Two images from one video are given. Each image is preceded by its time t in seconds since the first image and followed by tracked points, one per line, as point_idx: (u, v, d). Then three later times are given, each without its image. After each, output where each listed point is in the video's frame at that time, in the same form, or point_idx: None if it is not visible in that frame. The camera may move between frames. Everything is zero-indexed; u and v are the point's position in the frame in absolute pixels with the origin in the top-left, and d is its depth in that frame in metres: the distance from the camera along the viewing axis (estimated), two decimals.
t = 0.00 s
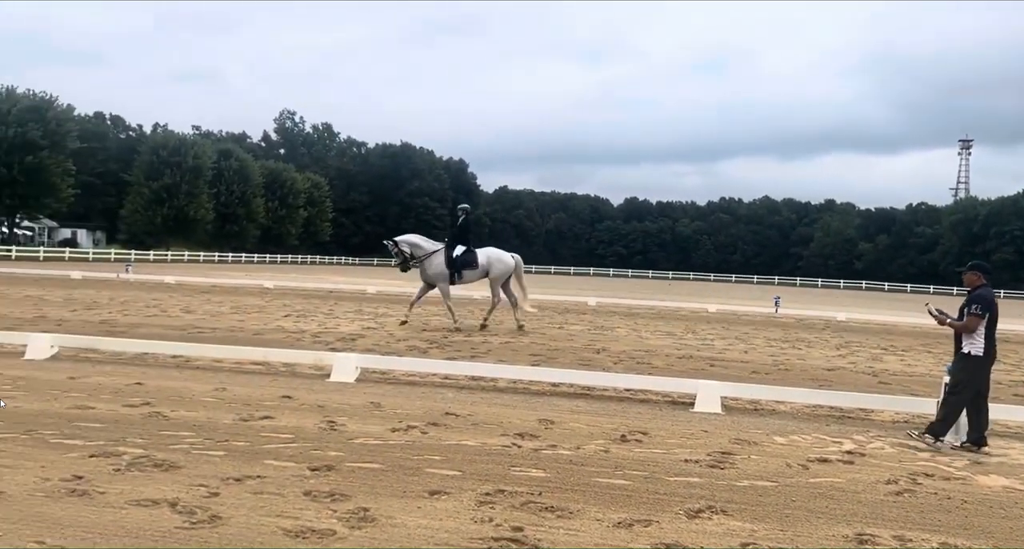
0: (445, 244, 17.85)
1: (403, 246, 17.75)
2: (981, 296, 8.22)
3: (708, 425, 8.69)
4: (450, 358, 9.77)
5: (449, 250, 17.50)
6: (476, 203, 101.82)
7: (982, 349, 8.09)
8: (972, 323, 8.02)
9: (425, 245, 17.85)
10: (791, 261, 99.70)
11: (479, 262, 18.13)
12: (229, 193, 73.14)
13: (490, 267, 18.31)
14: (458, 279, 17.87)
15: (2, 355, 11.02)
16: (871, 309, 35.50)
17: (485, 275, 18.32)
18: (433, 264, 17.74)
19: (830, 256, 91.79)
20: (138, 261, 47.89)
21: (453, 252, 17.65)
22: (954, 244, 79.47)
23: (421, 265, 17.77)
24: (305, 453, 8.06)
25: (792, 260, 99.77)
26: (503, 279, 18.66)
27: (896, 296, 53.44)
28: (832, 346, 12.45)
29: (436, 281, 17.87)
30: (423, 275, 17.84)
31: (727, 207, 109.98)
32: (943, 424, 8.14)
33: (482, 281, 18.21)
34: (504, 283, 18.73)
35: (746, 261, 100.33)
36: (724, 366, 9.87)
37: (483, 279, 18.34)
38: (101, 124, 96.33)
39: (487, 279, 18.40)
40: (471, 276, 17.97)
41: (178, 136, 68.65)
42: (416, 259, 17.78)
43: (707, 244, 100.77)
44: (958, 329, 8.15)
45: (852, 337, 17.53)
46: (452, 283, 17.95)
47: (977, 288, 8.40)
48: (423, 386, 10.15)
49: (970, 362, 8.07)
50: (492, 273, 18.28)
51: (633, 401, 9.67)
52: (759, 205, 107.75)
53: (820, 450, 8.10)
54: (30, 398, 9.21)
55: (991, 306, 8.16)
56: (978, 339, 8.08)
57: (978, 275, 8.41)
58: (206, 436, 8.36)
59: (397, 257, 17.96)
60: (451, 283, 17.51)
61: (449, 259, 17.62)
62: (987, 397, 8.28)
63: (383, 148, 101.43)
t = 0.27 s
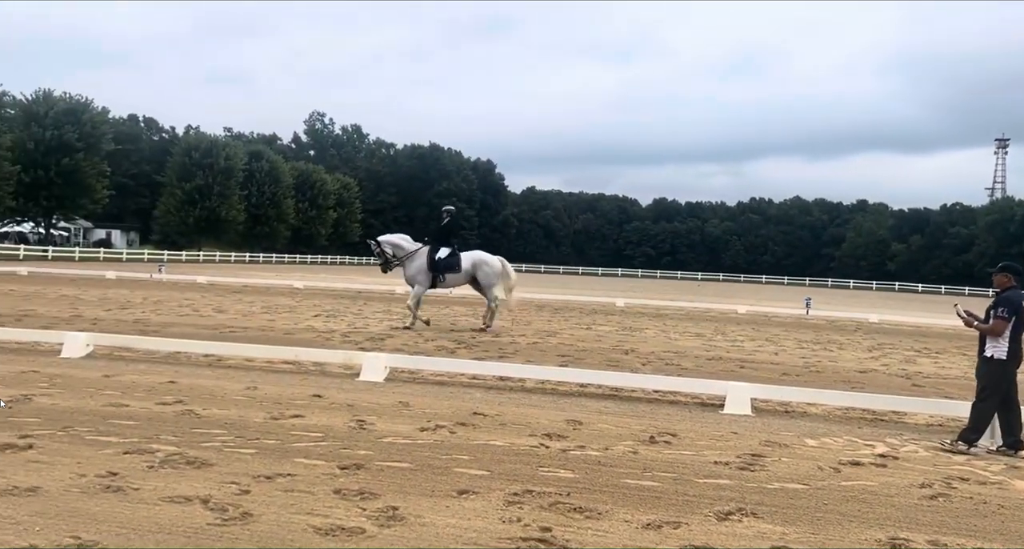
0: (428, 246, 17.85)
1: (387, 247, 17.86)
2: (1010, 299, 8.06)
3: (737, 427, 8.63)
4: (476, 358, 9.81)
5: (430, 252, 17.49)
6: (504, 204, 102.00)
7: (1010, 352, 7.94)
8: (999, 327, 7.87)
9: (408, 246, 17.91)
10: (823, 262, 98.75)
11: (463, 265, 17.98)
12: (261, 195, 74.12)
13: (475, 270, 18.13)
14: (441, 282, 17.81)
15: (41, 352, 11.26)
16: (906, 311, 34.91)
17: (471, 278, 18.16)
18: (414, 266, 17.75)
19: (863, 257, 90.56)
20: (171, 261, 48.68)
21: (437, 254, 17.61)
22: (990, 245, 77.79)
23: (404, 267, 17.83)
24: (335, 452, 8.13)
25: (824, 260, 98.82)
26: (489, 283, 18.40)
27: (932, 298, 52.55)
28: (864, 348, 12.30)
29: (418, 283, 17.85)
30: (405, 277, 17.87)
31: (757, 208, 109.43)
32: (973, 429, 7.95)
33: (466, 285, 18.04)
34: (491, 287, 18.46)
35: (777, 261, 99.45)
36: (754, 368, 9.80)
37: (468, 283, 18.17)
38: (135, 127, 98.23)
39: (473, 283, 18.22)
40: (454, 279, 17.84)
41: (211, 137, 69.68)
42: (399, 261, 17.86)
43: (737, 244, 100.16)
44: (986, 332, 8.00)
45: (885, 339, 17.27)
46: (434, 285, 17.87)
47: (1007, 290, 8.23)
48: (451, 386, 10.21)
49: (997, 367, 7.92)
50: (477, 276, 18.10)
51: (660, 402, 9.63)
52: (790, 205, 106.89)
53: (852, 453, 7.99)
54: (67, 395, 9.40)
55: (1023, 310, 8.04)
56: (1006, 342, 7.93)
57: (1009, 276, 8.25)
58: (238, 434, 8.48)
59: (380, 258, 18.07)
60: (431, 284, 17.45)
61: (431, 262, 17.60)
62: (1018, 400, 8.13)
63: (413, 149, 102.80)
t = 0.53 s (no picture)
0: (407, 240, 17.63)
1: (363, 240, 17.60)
2: None
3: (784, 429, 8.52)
4: (517, 358, 9.83)
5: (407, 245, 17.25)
6: (545, 203, 101.87)
7: None
8: None
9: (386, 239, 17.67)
10: (872, 261, 96.99)
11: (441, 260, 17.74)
12: (306, 195, 75.40)
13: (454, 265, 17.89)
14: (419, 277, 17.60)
15: (95, 350, 11.60)
16: (960, 311, 33.93)
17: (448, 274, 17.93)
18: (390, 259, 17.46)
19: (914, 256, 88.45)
20: (220, 261, 49.73)
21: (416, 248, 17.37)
22: None
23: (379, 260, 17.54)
24: (380, 449, 8.22)
25: (874, 259, 97.02)
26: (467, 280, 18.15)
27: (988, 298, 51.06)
28: (915, 349, 12.04)
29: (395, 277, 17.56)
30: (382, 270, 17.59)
31: (803, 207, 108.05)
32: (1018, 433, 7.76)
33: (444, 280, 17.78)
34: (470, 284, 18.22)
35: (824, 261, 97.73)
36: (801, 369, 9.65)
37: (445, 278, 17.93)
38: (185, 130, 100.70)
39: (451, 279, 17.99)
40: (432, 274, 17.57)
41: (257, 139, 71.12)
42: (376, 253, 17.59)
43: (783, 243, 98.80)
44: None
45: (937, 340, 16.83)
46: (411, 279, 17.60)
47: None
48: (493, 385, 10.23)
49: None
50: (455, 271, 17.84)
51: (704, 403, 9.54)
52: (838, 204, 105.16)
53: (904, 456, 7.81)
54: (120, 392, 9.65)
55: None
56: None
57: None
58: (285, 431, 8.63)
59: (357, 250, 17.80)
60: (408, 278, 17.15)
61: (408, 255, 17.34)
62: None
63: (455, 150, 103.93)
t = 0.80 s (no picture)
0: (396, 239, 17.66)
1: (353, 241, 17.75)
2: None
3: (823, 430, 8.43)
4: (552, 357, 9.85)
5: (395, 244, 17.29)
6: (578, 202, 101.52)
7: None
8: None
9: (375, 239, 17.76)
10: (912, 259, 95.59)
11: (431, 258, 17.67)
12: (342, 196, 76.26)
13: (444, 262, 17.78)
14: (409, 275, 17.66)
15: (137, 348, 11.85)
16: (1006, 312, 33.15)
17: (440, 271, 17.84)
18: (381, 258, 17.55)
19: (955, 254, 86.74)
20: (257, 260, 50.45)
21: (403, 247, 17.41)
22: None
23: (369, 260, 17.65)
24: (416, 448, 8.29)
25: (914, 258, 95.66)
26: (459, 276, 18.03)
27: None
28: (958, 349, 11.84)
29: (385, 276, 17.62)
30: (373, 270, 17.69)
31: (840, 205, 106.89)
32: None
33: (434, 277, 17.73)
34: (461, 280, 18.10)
35: (862, 260, 96.31)
36: (840, 369, 9.54)
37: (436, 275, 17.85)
38: (223, 131, 102.29)
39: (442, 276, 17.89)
40: (422, 272, 17.55)
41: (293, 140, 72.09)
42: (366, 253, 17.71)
43: (820, 242, 97.61)
44: None
45: (981, 341, 16.50)
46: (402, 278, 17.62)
47: None
48: (527, 384, 10.26)
49: None
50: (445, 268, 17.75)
51: (741, 404, 9.48)
52: (877, 202, 103.74)
53: (947, 458, 7.68)
54: (162, 389, 9.85)
55: None
56: None
57: None
58: (323, 429, 8.74)
59: (347, 251, 17.94)
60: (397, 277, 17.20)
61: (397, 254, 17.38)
62: None
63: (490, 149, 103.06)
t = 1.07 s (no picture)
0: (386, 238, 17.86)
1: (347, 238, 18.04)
2: None
3: (867, 431, 8.35)
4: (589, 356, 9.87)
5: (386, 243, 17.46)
6: (613, 201, 100.89)
7: None
8: None
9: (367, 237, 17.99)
10: (955, 257, 93.70)
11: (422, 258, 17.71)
12: (379, 196, 77.03)
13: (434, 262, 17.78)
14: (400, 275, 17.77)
15: (181, 347, 12.10)
16: None
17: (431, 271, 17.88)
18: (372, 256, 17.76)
19: (1000, 252, 84.76)
20: (294, 260, 51.03)
21: (393, 246, 17.59)
22: None
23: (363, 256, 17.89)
24: (456, 447, 8.36)
25: (957, 256, 93.79)
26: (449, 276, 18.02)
27: None
28: (1005, 349, 11.62)
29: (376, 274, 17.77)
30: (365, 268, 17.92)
31: (881, 202, 105.07)
32: None
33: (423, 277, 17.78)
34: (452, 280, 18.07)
35: (904, 258, 94.51)
36: (884, 370, 9.43)
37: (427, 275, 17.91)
38: (261, 133, 103.54)
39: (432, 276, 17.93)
40: (412, 271, 17.65)
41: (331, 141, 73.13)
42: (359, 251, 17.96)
43: (860, 240, 96.02)
44: None
45: None
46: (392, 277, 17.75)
47: None
48: (565, 384, 10.28)
49: None
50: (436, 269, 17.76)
51: (782, 404, 9.42)
52: (920, 200, 101.69)
53: (995, 461, 7.56)
54: (206, 387, 10.05)
55: None
56: None
57: None
58: (364, 427, 8.85)
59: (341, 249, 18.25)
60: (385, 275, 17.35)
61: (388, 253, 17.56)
62: None
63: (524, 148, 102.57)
